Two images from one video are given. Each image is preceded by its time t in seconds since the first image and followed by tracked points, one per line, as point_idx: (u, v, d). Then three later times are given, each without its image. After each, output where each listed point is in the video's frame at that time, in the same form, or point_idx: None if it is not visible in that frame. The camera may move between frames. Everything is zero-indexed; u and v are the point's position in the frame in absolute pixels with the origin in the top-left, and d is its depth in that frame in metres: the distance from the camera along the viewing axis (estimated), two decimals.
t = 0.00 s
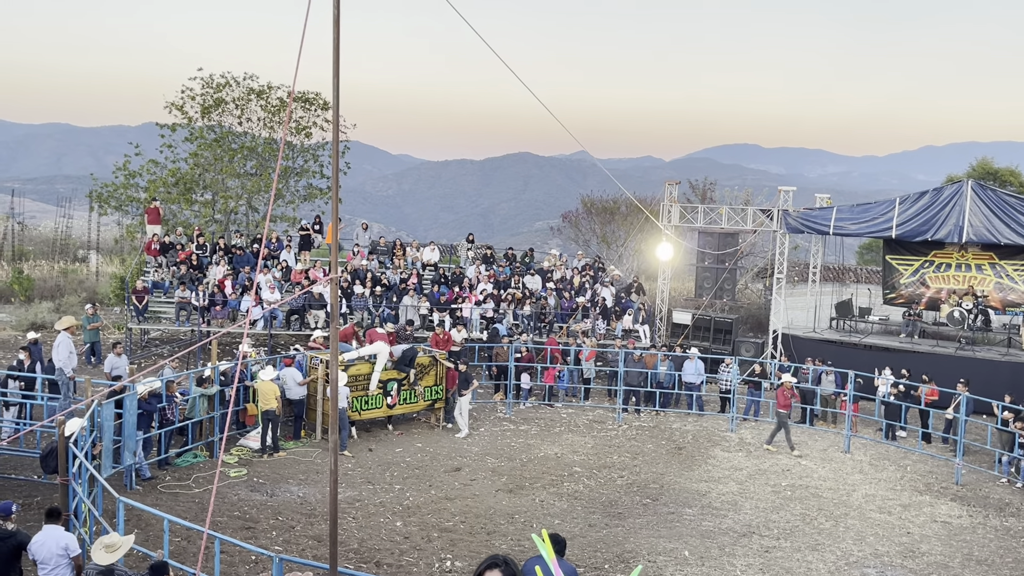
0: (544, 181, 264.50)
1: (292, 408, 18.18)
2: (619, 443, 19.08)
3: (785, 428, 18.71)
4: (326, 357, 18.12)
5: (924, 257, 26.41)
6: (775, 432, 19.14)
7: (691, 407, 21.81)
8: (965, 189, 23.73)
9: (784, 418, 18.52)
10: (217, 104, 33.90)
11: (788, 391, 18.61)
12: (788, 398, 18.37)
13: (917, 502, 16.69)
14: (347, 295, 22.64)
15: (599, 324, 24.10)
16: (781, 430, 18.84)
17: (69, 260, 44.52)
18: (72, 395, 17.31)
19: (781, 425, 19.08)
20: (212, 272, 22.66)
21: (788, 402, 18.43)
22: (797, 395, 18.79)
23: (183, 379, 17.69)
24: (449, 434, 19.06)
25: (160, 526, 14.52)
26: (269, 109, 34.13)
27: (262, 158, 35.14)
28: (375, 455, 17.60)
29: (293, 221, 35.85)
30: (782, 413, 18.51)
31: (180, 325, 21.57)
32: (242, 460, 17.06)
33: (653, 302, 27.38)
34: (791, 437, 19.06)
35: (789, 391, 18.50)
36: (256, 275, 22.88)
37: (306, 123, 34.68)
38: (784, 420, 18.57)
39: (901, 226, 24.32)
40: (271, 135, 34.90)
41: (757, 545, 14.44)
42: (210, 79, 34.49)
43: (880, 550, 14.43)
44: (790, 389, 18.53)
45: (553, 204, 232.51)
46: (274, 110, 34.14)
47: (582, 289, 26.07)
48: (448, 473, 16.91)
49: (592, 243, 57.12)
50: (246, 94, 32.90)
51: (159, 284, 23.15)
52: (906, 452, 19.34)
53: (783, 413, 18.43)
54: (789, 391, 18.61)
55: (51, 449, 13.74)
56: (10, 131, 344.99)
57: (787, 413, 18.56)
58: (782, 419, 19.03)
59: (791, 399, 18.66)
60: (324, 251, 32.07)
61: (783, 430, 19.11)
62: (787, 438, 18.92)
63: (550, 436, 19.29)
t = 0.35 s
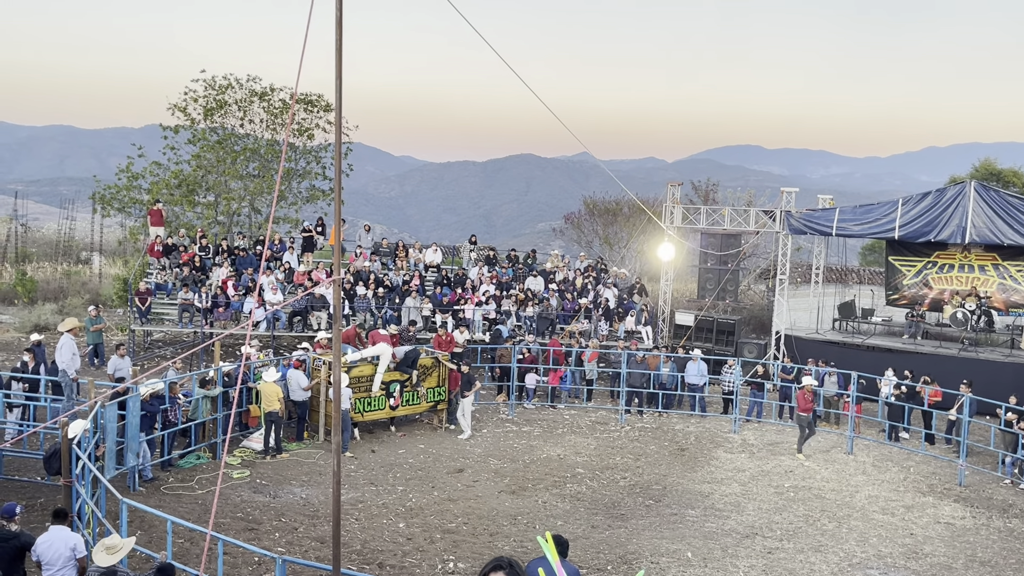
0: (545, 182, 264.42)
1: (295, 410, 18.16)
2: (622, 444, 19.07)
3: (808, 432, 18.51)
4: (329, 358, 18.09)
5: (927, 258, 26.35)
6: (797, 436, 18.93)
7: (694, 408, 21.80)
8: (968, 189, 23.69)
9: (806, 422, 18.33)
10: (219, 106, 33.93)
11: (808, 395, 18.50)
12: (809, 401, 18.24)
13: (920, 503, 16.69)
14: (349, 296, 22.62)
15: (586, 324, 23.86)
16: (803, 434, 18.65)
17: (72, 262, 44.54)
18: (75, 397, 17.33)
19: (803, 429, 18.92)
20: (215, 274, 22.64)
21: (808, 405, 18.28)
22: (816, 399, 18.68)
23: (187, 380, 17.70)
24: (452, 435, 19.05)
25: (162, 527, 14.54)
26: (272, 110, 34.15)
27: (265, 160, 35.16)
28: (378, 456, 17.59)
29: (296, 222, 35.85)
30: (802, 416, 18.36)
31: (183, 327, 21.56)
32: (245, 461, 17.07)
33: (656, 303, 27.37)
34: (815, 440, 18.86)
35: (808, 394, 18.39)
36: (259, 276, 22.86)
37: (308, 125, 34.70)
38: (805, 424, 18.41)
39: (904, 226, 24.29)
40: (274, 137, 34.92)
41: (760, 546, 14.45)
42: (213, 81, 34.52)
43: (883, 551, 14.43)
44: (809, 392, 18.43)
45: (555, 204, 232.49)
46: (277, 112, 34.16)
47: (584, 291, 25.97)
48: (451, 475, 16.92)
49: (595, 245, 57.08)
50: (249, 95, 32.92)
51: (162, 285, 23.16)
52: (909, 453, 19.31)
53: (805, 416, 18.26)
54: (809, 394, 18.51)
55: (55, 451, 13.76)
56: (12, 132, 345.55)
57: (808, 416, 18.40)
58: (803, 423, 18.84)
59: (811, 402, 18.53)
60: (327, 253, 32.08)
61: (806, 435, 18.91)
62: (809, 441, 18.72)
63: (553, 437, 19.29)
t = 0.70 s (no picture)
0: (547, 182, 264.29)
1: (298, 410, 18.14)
2: (625, 444, 19.05)
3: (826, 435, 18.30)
4: (331, 359, 18.05)
5: (930, 257, 26.21)
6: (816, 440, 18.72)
7: (697, 408, 21.77)
8: (970, 189, 23.62)
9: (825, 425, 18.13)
10: (221, 107, 33.95)
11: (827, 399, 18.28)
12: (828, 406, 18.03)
13: (923, 503, 16.69)
14: (352, 297, 22.59)
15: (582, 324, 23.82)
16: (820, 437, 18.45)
17: (74, 263, 44.54)
18: (78, 397, 17.35)
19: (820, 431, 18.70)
20: (217, 275, 22.63)
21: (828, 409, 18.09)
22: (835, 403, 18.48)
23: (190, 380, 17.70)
24: (454, 435, 19.03)
25: (165, 527, 14.58)
26: (274, 111, 34.15)
27: (267, 160, 35.17)
28: (381, 457, 17.59)
29: (298, 223, 35.85)
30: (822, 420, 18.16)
31: (186, 328, 21.56)
32: (247, 462, 17.06)
33: (658, 303, 27.35)
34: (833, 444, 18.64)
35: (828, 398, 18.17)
36: (261, 277, 22.85)
37: (310, 125, 34.70)
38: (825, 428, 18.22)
39: (906, 226, 24.25)
40: (276, 138, 34.94)
41: (763, 546, 14.47)
42: (215, 82, 34.53)
43: (886, 551, 14.43)
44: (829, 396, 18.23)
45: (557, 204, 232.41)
46: (279, 112, 34.17)
47: (587, 291, 25.70)
48: (453, 475, 16.92)
49: (597, 245, 57.05)
50: (250, 96, 32.93)
51: (165, 287, 23.17)
52: (911, 453, 19.29)
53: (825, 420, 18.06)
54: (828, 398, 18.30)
55: (58, 452, 13.77)
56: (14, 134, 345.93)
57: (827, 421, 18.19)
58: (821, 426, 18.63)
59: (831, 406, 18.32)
60: (329, 253, 32.09)
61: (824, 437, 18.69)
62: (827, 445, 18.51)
63: (556, 437, 19.27)
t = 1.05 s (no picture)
0: (546, 181, 264.26)
1: (298, 409, 18.09)
2: (625, 441, 19.05)
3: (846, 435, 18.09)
4: (332, 357, 17.98)
5: (930, 254, 26.36)
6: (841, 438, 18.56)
7: (697, 405, 21.76)
8: (970, 185, 23.57)
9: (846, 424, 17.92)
10: (220, 105, 33.95)
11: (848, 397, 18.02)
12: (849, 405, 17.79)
13: (923, 499, 16.73)
14: (352, 295, 22.53)
15: (573, 320, 23.77)
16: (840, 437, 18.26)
17: (74, 262, 44.56)
18: (78, 397, 17.34)
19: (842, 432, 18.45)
20: (217, 273, 22.58)
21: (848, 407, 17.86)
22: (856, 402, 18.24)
23: (190, 380, 17.69)
24: (455, 433, 19.01)
25: (166, 526, 14.60)
26: (274, 109, 34.13)
27: (266, 159, 35.18)
28: (381, 455, 17.59)
29: (298, 221, 35.83)
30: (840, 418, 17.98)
31: (186, 326, 21.53)
32: (248, 460, 17.06)
33: (658, 300, 27.34)
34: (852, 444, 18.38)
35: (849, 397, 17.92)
36: (261, 275, 22.81)
37: (310, 124, 34.68)
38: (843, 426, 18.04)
39: (906, 223, 24.15)
40: (275, 136, 34.94)
41: (763, 543, 14.58)
42: (214, 81, 34.51)
43: (886, 547, 14.55)
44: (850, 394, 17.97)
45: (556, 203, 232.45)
46: (278, 111, 34.15)
47: (587, 288, 25.76)
48: (454, 473, 16.93)
49: (597, 242, 57.08)
50: (250, 94, 32.92)
51: (164, 285, 23.13)
52: (912, 449, 19.29)
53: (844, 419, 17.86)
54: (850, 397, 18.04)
55: (58, 451, 13.77)
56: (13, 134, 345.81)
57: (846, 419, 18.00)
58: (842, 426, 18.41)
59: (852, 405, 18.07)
60: (329, 251, 32.09)
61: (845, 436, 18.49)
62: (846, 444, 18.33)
63: (556, 435, 19.25)
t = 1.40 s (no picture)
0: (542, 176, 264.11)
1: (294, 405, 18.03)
2: (622, 436, 19.06)
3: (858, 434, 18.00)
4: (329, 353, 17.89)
5: (924, 247, 26.35)
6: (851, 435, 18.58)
7: (693, 399, 21.78)
8: (965, 178, 23.55)
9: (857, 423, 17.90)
10: (214, 102, 33.86)
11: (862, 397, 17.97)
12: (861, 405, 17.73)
13: (919, 491, 16.82)
14: (347, 291, 22.60)
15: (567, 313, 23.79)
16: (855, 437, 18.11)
17: (68, 260, 44.44)
18: (74, 395, 17.29)
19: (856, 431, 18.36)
20: (212, 271, 22.54)
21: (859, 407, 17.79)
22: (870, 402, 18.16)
23: (186, 377, 17.66)
24: (451, 429, 18.99)
25: (163, 524, 14.63)
26: (268, 106, 34.02)
27: (261, 156, 35.12)
28: (378, 451, 17.58)
29: (293, 218, 35.78)
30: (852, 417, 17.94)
31: (181, 324, 21.44)
32: (244, 457, 17.04)
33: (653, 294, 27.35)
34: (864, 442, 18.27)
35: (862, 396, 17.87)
36: (256, 272, 22.79)
37: (304, 120, 34.59)
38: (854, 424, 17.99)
39: (901, 215, 24.10)
40: (269, 133, 34.86)
41: (760, 536, 14.77)
42: (207, 77, 34.39)
43: (883, 539, 14.76)
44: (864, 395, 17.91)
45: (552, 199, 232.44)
46: (272, 107, 34.06)
47: (582, 283, 25.56)
48: (451, 468, 16.95)
49: (592, 237, 57.11)
50: (243, 91, 32.81)
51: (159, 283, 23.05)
52: (907, 442, 19.34)
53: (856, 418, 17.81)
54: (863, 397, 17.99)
55: (54, 449, 13.76)
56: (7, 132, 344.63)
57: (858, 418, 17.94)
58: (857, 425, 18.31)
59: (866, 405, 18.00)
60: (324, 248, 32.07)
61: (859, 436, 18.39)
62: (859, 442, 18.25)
63: (553, 429, 19.25)
